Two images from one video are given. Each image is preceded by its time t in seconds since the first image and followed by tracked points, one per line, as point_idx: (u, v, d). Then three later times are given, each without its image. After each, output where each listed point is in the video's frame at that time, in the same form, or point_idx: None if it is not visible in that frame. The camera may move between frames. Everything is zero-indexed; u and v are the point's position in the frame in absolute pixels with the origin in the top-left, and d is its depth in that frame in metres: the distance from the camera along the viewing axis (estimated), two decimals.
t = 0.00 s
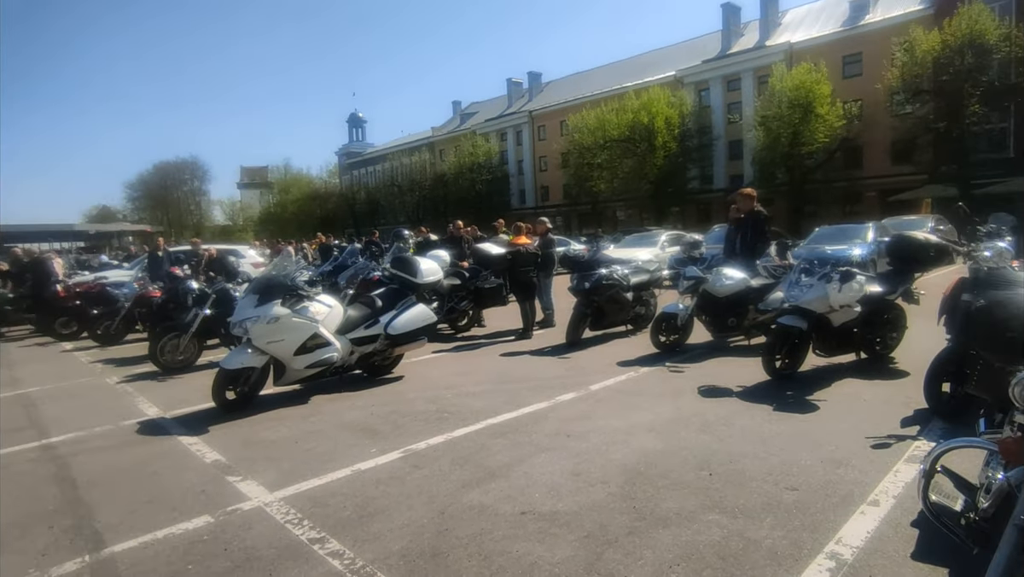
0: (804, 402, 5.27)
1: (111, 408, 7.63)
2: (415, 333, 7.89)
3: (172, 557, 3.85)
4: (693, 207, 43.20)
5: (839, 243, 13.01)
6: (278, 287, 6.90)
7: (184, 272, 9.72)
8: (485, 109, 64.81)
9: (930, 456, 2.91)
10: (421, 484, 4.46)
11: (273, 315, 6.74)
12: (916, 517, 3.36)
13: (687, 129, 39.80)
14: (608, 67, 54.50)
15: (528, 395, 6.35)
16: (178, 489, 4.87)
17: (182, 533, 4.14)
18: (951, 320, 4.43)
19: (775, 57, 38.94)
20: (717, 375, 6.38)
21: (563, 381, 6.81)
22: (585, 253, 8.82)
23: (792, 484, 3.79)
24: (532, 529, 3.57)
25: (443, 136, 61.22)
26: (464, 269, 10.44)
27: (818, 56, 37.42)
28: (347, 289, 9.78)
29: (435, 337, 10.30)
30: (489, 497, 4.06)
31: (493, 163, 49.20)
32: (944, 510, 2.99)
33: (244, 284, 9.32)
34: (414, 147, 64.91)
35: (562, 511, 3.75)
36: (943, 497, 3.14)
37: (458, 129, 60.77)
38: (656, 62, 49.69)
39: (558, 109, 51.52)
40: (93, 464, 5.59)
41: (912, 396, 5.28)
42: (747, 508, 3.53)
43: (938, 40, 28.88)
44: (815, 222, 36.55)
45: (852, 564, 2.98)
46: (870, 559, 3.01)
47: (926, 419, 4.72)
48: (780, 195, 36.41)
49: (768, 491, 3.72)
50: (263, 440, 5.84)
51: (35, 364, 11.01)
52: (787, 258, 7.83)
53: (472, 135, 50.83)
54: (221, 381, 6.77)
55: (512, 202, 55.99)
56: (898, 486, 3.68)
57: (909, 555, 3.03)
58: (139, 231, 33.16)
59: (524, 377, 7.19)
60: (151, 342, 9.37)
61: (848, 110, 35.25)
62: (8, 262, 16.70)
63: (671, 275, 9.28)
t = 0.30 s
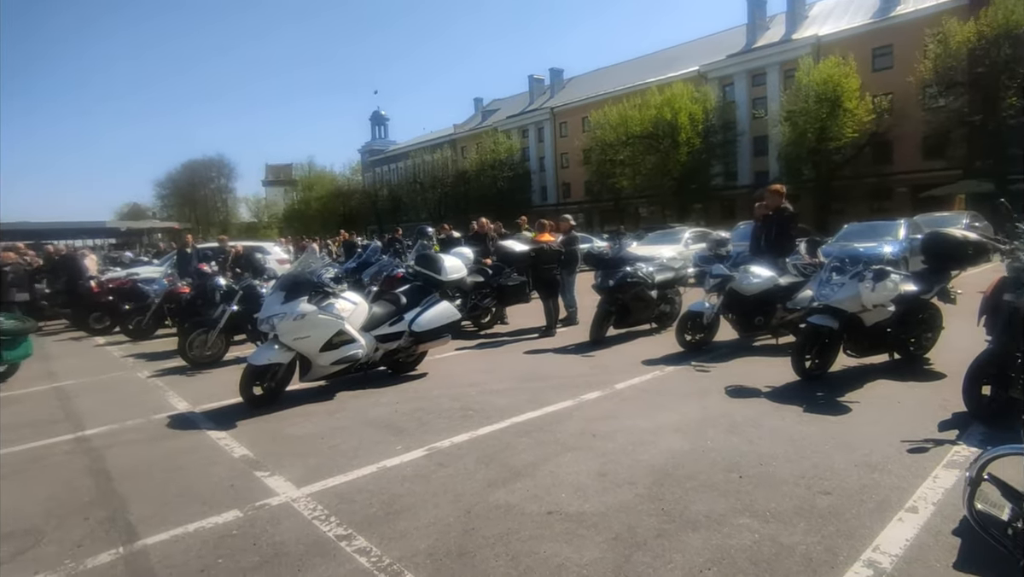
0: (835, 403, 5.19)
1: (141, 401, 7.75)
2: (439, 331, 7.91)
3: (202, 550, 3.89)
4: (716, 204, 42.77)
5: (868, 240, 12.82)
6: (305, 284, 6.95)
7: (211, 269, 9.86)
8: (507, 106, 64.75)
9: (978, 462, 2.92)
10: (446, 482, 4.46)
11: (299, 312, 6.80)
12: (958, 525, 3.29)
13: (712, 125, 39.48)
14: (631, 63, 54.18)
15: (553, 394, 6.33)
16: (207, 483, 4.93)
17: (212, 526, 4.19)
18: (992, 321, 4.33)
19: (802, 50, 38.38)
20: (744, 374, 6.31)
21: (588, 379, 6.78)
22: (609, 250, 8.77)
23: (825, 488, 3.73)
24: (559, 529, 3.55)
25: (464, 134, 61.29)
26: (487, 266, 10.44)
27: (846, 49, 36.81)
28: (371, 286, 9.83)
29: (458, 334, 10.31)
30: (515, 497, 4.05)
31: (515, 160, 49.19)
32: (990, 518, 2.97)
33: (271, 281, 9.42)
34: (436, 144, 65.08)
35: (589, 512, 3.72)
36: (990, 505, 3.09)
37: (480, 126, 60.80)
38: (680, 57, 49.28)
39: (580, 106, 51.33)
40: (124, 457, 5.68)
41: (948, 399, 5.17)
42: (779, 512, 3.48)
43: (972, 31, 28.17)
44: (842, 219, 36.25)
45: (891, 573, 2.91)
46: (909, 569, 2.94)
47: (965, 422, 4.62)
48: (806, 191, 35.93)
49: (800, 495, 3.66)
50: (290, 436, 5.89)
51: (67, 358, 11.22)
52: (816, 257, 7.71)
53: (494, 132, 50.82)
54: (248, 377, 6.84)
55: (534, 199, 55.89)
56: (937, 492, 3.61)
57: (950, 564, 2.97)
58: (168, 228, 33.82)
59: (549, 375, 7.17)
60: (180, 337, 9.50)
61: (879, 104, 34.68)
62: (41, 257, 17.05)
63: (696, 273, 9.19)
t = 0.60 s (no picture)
0: (857, 407, 5.12)
1: (160, 399, 7.83)
2: (455, 331, 7.91)
3: (221, 549, 3.92)
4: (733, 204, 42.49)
5: (889, 242, 12.65)
6: (321, 284, 6.98)
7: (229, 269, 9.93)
8: (522, 106, 64.73)
9: (1011, 470, 2.86)
10: (463, 483, 4.46)
11: (316, 311, 6.83)
12: (986, 534, 3.22)
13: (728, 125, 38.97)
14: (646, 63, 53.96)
15: (569, 395, 6.30)
16: (225, 482, 4.96)
17: (230, 525, 4.22)
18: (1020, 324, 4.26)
19: (820, 49, 38.02)
20: (763, 377, 6.25)
21: (604, 381, 6.75)
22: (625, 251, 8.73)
23: (848, 494, 3.68)
24: (577, 532, 3.53)
25: (479, 134, 61.34)
26: (503, 267, 10.43)
27: (866, 48, 36.40)
28: (386, 286, 9.85)
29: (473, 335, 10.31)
30: (532, 499, 4.03)
31: (529, 160, 49.19)
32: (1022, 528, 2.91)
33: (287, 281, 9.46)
34: (450, 144, 65.19)
35: (607, 515, 3.70)
36: (1021, 514, 3.03)
37: (495, 127, 60.83)
38: (696, 57, 49.01)
39: (595, 106, 51.20)
40: (143, 455, 5.74)
41: (973, 403, 5.09)
42: (801, 518, 3.44)
43: (995, 29, 27.72)
44: (860, 220, 35.88)
45: None
46: None
47: (992, 428, 4.53)
48: (824, 192, 35.60)
49: (822, 500, 3.62)
50: (307, 435, 5.92)
51: (86, 356, 11.36)
52: (836, 258, 7.62)
53: (508, 132, 50.85)
54: (266, 376, 6.88)
55: (549, 199, 55.81)
56: (964, 499, 3.54)
57: (979, 573, 2.91)
58: (187, 227, 34.22)
59: (564, 376, 7.14)
60: (197, 336, 9.58)
61: (899, 103, 34.25)
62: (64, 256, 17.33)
63: (714, 274, 9.12)
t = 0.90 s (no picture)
0: (874, 412, 5.07)
1: (174, 398, 7.88)
2: (466, 332, 7.89)
3: (234, 549, 3.93)
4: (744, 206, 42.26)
5: (905, 245, 12.53)
6: (334, 285, 7.00)
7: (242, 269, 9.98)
8: (533, 107, 64.71)
9: None
10: (475, 485, 4.45)
11: (328, 312, 6.85)
12: (1010, 543, 3.18)
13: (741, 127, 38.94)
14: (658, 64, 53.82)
15: (581, 398, 6.28)
16: (238, 481, 4.98)
17: (244, 526, 4.23)
18: None
19: (834, 50, 37.78)
20: (778, 381, 6.20)
21: (617, 383, 6.72)
22: (637, 253, 8.68)
23: (867, 501, 3.63)
24: (592, 537, 3.52)
25: (490, 136, 61.32)
26: (515, 268, 10.42)
27: (880, 49, 36.14)
28: (398, 287, 9.87)
29: (484, 336, 10.30)
30: (546, 503, 4.02)
31: (540, 162, 49.19)
32: None
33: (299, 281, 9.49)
34: (461, 146, 65.28)
35: (622, 520, 3.68)
36: None
37: (506, 128, 60.85)
38: (708, 58, 48.84)
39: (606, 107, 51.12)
40: (156, 454, 5.77)
41: (993, 409, 5.02)
42: (819, 525, 3.40)
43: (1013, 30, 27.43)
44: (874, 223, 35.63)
45: None
46: None
47: (1013, 435, 4.47)
48: (838, 194, 35.36)
49: (841, 507, 3.58)
50: (319, 436, 5.93)
51: (101, 355, 11.46)
52: (853, 262, 7.53)
53: (519, 134, 50.89)
54: (277, 376, 6.90)
55: (559, 201, 55.74)
56: (986, 508, 3.49)
57: None
58: (200, 227, 34.49)
59: (577, 378, 7.12)
60: (210, 335, 9.63)
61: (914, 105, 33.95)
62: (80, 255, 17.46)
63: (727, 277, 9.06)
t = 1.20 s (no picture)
0: (906, 418, 4.98)
1: (200, 395, 7.98)
2: (489, 332, 7.89)
3: (260, 546, 3.96)
4: (767, 207, 41.82)
5: (935, 247, 12.30)
6: (357, 284, 7.04)
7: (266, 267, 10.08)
8: (553, 107, 64.62)
9: None
10: (499, 487, 4.45)
11: (352, 311, 6.89)
12: None
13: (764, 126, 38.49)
14: (680, 64, 53.45)
15: (604, 399, 6.25)
16: (263, 478, 5.03)
17: (270, 522, 4.27)
18: None
19: (861, 48, 37.25)
20: (805, 384, 6.12)
21: (641, 385, 6.68)
22: (660, 253, 8.60)
23: (902, 510, 3.57)
24: (618, 540, 3.50)
25: (510, 135, 61.32)
26: (536, 268, 10.39)
27: (908, 47, 35.56)
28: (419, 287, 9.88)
29: (505, 336, 10.29)
30: (571, 505, 4.00)
31: (560, 162, 49.12)
32: None
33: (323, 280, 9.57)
34: (482, 146, 65.39)
35: (648, 524, 3.66)
36: None
37: (526, 128, 60.84)
38: (731, 57, 48.41)
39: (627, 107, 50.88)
40: (183, 450, 5.84)
41: None
42: (852, 534, 3.35)
43: None
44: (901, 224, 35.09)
45: None
46: None
47: None
48: (864, 195, 34.87)
49: (875, 516, 3.52)
50: (343, 434, 5.97)
51: (129, 351, 11.64)
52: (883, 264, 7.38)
53: (539, 134, 50.85)
54: (301, 374, 6.95)
55: (579, 201, 55.60)
56: None
57: None
58: (225, 226, 34.95)
59: (599, 379, 7.09)
60: (235, 333, 9.73)
61: (943, 104, 33.35)
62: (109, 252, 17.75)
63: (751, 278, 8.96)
